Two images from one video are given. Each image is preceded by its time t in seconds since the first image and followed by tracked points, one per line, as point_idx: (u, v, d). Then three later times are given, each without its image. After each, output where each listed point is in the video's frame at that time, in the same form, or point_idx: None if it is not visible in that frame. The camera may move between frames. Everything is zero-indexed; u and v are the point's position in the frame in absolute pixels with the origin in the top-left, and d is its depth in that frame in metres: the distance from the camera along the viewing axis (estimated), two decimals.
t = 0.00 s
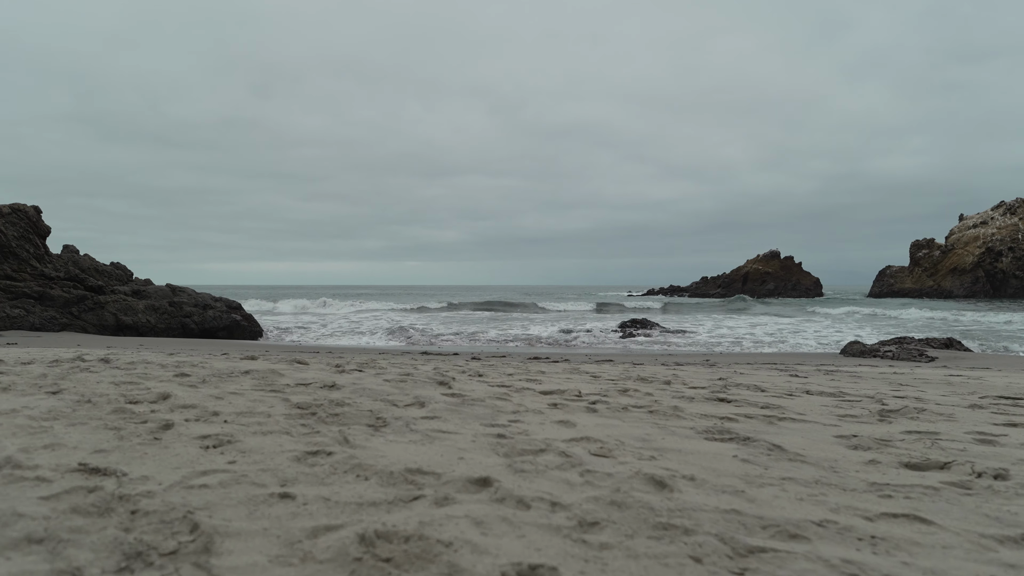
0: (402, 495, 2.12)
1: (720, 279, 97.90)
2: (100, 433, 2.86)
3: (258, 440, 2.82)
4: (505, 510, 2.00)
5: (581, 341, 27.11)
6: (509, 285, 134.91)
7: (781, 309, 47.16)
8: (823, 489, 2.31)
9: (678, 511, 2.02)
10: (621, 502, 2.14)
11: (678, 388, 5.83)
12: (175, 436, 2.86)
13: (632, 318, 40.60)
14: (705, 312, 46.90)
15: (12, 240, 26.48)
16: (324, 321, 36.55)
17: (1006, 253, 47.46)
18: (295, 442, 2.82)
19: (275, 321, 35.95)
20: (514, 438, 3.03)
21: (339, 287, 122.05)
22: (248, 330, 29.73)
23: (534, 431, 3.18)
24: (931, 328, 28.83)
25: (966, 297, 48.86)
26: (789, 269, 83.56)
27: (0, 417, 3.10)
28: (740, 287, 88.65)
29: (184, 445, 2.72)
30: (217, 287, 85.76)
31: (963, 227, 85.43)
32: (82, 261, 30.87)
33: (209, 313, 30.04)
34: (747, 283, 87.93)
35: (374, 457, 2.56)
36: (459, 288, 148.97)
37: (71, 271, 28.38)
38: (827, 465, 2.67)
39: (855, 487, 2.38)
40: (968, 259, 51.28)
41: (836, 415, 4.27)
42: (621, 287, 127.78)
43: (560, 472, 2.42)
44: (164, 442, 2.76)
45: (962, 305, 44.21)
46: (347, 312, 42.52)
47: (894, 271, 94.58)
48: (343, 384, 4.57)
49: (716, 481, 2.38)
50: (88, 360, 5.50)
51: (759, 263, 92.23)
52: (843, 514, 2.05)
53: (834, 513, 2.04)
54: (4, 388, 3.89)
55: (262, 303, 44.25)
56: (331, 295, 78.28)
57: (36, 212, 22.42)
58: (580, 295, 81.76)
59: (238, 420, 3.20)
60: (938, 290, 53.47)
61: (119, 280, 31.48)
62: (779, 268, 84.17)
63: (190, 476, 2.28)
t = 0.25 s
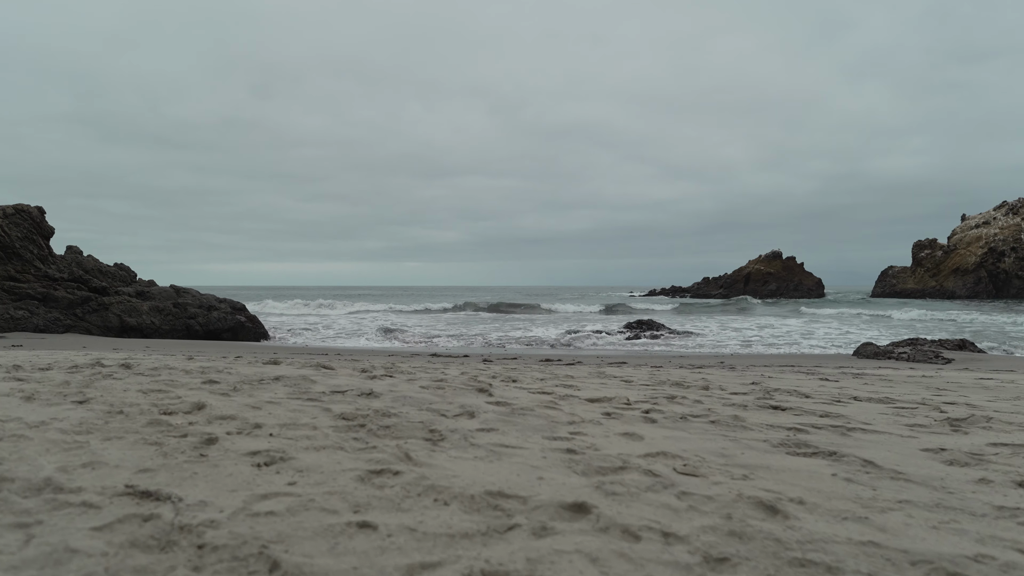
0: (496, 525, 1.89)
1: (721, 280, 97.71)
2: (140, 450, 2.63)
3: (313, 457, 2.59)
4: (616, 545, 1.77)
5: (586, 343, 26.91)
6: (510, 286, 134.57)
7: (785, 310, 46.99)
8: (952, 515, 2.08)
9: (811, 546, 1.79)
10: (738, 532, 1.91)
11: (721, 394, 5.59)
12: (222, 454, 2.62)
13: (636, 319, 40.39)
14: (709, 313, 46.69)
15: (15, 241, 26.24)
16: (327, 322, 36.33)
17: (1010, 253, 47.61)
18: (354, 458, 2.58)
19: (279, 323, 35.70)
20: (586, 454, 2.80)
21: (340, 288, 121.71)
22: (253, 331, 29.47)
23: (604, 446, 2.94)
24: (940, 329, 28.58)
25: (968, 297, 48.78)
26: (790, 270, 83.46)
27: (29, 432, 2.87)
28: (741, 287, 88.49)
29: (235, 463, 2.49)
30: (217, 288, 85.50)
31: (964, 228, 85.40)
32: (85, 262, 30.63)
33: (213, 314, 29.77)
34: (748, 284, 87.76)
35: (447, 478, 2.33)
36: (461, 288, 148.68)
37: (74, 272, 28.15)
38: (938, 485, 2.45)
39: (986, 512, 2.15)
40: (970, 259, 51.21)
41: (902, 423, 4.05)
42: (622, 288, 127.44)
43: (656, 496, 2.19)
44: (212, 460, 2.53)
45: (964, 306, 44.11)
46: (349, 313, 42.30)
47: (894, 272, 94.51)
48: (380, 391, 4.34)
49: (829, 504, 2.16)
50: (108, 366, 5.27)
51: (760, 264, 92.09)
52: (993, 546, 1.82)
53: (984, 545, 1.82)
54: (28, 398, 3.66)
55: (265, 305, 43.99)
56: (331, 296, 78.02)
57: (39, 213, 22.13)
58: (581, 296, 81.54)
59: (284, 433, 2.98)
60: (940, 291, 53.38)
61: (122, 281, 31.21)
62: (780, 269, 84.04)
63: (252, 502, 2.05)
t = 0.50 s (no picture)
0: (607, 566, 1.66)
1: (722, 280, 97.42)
2: (184, 469, 2.40)
3: (374, 477, 2.35)
4: None
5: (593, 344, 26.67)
6: (512, 286, 134.33)
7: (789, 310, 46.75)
8: None
9: None
10: (882, 571, 1.68)
11: (766, 400, 5.36)
12: (274, 473, 2.39)
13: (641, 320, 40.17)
14: (713, 313, 46.46)
15: (19, 241, 26.04)
16: (331, 323, 36.10)
17: (1013, 253, 47.21)
18: (420, 479, 2.34)
19: (282, 324, 35.45)
20: (669, 473, 2.55)
21: (341, 289, 121.41)
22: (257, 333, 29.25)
23: (683, 463, 2.70)
24: (948, 330, 28.34)
25: (970, 298, 48.52)
26: (792, 270, 83.22)
27: (59, 448, 2.64)
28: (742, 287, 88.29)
29: (290, 486, 2.26)
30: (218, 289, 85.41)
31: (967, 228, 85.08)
32: (89, 262, 30.42)
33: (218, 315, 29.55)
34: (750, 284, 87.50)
35: (531, 505, 2.08)
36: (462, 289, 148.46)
37: (78, 273, 27.92)
38: None
39: None
40: (973, 259, 50.90)
41: (976, 435, 3.81)
42: (624, 289, 127.20)
43: (772, 526, 1.96)
44: (266, 482, 2.29)
45: (968, 306, 43.85)
46: (352, 314, 42.10)
47: (895, 273, 94.12)
48: (419, 400, 4.10)
49: (967, 536, 1.92)
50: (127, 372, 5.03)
51: (762, 265, 91.95)
52: None
53: None
54: (51, 408, 3.43)
55: (268, 306, 43.75)
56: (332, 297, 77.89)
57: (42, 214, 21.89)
58: (583, 297, 81.35)
59: (334, 450, 2.74)
60: (943, 291, 53.11)
61: (126, 282, 31.00)
62: (782, 269, 83.66)
63: (324, 537, 1.81)
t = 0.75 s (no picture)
0: None
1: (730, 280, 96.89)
2: (247, 505, 2.18)
3: (458, 516, 2.13)
4: None
5: (605, 345, 26.42)
6: (519, 285, 134.06)
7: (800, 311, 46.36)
8: None
9: None
10: None
11: (824, 413, 5.10)
12: (347, 510, 2.16)
13: (651, 321, 39.88)
14: (723, 313, 46.13)
15: (31, 242, 25.99)
16: (340, 323, 35.96)
17: None
18: (510, 518, 2.11)
19: (292, 324, 35.34)
20: (776, 508, 2.32)
21: (349, 288, 121.43)
22: (269, 333, 29.15)
23: (785, 496, 2.47)
24: (966, 331, 27.92)
25: (982, 298, 48.02)
26: (801, 270, 82.71)
27: (105, 479, 2.42)
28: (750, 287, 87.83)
29: (369, 527, 2.03)
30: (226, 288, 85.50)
31: (977, 227, 84.36)
32: (100, 263, 30.35)
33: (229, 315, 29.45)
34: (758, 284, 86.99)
35: (645, 553, 1.86)
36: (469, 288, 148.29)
37: (90, 273, 27.86)
38: None
39: None
40: (985, 259, 50.36)
41: None
42: (631, 288, 126.76)
43: None
44: (340, 523, 2.07)
45: (981, 306, 43.37)
46: (361, 314, 41.98)
47: (905, 272, 93.40)
48: (471, 416, 3.87)
49: None
50: (158, 384, 4.82)
51: (770, 264, 91.41)
52: None
53: None
54: (88, 428, 3.22)
55: (277, 306, 43.63)
56: (340, 296, 77.81)
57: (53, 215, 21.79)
58: (591, 296, 81.09)
59: (403, 480, 2.51)
60: (955, 291, 52.60)
61: (137, 283, 30.95)
62: (791, 268, 83.07)
63: None
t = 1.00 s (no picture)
0: None
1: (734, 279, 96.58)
2: (329, 521, 1.97)
3: (564, 533, 1.92)
4: None
5: (615, 345, 26.20)
6: (522, 285, 133.88)
7: (807, 311, 46.09)
8: None
9: None
10: None
11: (884, 415, 4.88)
12: (441, 527, 1.95)
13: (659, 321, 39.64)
14: (730, 313, 45.90)
15: (38, 240, 25.82)
16: (347, 323, 35.78)
17: None
18: (623, 536, 1.90)
19: (299, 324, 35.16)
20: (906, 523, 2.10)
21: (352, 288, 121.17)
22: (277, 333, 28.99)
23: (906, 508, 2.26)
24: (978, 331, 27.66)
25: (989, 297, 47.71)
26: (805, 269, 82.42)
27: (165, 489, 2.22)
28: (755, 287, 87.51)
29: (471, 546, 1.83)
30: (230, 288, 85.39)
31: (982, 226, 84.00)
32: (107, 262, 30.18)
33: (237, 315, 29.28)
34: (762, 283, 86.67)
35: None
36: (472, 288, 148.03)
37: (97, 272, 27.68)
38: None
39: None
40: (991, 258, 49.99)
41: None
42: (634, 287, 126.34)
43: None
44: (438, 540, 1.86)
45: (989, 305, 43.06)
46: (367, 314, 41.82)
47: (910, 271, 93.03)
48: (529, 419, 3.66)
49: None
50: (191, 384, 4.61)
51: (775, 263, 91.11)
52: None
53: None
54: (133, 432, 3.01)
55: (282, 305, 43.42)
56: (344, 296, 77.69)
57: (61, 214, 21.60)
58: (596, 296, 80.87)
59: (487, 491, 2.30)
60: (961, 290, 52.28)
61: (144, 282, 30.78)
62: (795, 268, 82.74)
63: None
